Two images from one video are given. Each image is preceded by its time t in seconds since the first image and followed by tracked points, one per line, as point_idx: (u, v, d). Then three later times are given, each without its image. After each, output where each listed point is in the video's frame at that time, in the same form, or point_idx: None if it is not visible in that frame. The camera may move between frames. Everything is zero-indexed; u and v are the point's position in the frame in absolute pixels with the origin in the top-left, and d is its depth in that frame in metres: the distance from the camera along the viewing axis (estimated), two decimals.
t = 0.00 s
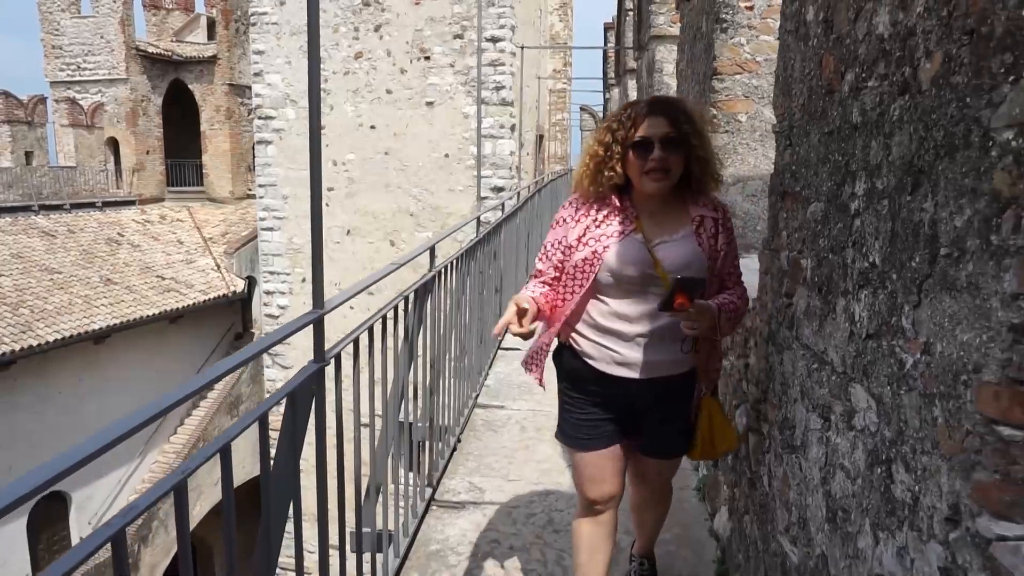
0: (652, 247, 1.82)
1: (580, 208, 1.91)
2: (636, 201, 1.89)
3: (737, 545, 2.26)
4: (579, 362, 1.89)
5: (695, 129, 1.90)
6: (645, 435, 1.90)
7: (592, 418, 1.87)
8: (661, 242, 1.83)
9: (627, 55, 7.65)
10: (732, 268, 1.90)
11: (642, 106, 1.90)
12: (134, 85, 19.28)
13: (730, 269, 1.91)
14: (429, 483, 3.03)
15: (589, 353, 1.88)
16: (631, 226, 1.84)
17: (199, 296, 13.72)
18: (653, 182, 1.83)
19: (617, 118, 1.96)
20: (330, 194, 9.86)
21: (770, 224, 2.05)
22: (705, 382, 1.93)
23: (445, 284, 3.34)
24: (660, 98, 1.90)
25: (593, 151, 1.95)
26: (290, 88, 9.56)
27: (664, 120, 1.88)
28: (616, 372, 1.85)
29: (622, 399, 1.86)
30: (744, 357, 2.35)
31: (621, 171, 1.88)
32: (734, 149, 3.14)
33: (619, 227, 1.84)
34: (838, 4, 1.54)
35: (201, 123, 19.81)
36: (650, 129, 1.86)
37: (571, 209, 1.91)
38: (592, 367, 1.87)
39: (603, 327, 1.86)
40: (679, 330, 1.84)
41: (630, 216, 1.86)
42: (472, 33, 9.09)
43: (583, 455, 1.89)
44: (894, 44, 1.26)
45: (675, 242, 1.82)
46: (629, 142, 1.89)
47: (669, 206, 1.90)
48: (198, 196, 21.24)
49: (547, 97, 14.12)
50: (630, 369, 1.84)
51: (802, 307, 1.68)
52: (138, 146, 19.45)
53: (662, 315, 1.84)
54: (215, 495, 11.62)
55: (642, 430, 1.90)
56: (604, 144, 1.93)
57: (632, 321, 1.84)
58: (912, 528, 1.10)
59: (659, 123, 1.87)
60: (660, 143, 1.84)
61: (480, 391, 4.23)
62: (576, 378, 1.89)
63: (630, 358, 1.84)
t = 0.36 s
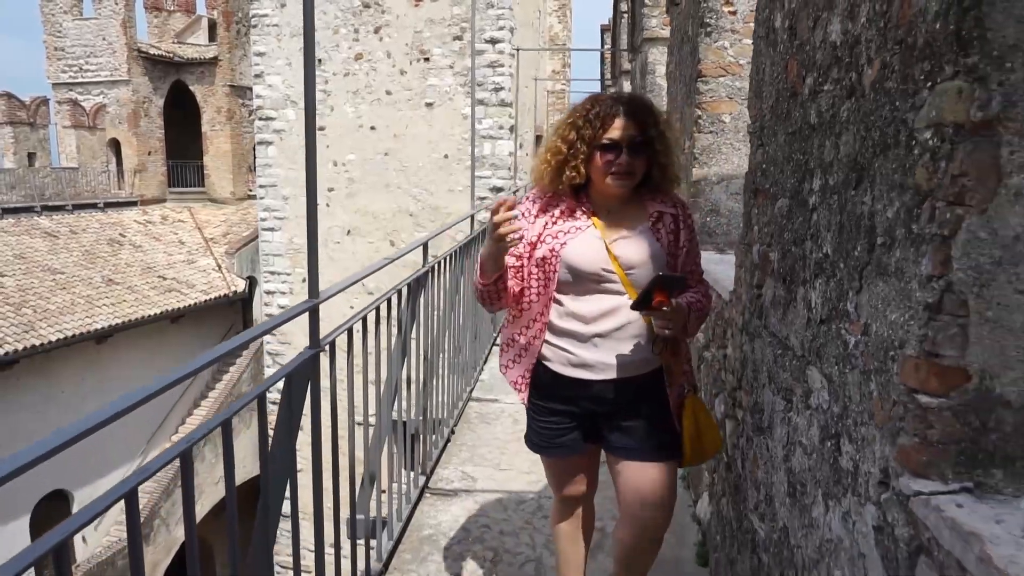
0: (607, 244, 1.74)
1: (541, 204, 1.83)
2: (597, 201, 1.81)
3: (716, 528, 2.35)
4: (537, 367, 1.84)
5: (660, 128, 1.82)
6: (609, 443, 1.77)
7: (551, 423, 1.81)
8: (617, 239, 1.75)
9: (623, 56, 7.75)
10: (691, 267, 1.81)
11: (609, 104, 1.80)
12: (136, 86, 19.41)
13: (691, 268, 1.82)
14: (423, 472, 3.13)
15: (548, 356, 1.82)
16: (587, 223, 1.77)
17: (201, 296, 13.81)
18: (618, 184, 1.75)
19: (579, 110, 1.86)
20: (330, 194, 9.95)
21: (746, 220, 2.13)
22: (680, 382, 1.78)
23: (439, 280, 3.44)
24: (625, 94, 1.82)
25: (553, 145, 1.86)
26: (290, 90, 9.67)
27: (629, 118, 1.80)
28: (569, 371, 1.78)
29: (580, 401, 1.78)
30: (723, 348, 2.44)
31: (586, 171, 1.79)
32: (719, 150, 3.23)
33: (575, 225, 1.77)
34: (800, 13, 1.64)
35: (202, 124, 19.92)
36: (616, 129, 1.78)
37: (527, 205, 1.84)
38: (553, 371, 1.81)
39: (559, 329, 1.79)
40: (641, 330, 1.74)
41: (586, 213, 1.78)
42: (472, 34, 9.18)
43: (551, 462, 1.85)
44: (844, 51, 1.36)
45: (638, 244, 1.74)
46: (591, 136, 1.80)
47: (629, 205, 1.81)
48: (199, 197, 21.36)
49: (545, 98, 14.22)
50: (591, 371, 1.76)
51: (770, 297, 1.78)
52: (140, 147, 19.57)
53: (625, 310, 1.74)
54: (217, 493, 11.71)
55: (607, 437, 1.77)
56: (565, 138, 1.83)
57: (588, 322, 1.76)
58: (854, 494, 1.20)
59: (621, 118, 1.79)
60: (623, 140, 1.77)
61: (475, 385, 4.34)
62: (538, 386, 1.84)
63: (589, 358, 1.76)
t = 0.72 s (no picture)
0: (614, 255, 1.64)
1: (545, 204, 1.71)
2: (599, 212, 1.73)
3: (695, 514, 2.44)
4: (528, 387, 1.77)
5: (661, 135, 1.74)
6: (592, 469, 1.73)
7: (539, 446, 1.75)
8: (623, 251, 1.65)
9: (614, 58, 7.85)
10: (691, 285, 1.73)
11: (614, 107, 1.69)
12: (130, 87, 19.42)
13: (694, 288, 1.74)
14: (414, 463, 3.21)
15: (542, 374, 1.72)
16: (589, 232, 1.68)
17: (195, 297, 13.85)
18: (624, 193, 1.66)
19: (576, 113, 1.75)
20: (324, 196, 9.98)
21: (722, 219, 2.23)
22: (673, 406, 1.73)
23: (430, 277, 3.52)
24: (628, 96, 1.73)
25: (550, 149, 1.73)
26: (284, 90, 9.72)
27: (633, 120, 1.69)
28: (563, 396, 1.70)
29: (565, 426, 1.72)
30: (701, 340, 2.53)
31: (591, 177, 1.68)
32: (700, 150, 3.35)
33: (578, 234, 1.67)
34: (767, 20, 1.73)
35: (196, 125, 19.94)
36: (622, 134, 1.67)
37: (527, 206, 1.71)
38: (541, 392, 1.74)
39: (560, 347, 1.68)
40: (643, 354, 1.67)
41: (587, 222, 1.69)
42: (465, 36, 9.26)
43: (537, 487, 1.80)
44: (802, 59, 1.45)
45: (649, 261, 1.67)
46: (597, 139, 1.68)
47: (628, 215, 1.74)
48: (193, 197, 21.38)
49: (539, 100, 14.31)
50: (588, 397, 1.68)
51: (741, 291, 1.87)
52: (134, 148, 19.60)
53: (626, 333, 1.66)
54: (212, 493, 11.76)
55: (590, 463, 1.73)
56: (564, 142, 1.71)
57: (590, 340, 1.65)
58: (808, 470, 1.29)
59: (629, 122, 1.68)
60: (630, 145, 1.67)
61: (465, 380, 4.43)
62: (527, 404, 1.78)
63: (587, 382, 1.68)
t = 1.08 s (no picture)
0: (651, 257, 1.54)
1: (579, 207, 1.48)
2: (620, 207, 1.58)
3: (677, 505, 2.50)
4: (563, 407, 1.54)
5: (687, 129, 1.59)
6: (628, 478, 1.62)
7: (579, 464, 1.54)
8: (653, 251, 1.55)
9: (594, 60, 7.94)
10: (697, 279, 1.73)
11: (631, 95, 1.56)
12: (107, 85, 19.17)
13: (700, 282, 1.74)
14: (399, 460, 3.24)
15: (593, 391, 1.52)
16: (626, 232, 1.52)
17: (173, 297, 13.73)
18: (642, 185, 1.52)
19: (591, 106, 1.61)
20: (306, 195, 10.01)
21: (701, 218, 2.30)
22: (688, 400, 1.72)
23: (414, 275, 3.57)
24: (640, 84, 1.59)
25: (566, 141, 1.57)
26: (264, 90, 9.66)
27: (652, 109, 1.55)
28: (620, 407, 1.53)
29: (605, 439, 1.55)
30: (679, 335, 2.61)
31: (610, 168, 1.53)
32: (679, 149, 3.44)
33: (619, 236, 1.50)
34: (744, 26, 1.80)
35: (174, 124, 19.73)
36: (639, 123, 1.54)
37: (562, 207, 1.47)
38: (582, 407, 1.53)
39: (617, 359, 1.53)
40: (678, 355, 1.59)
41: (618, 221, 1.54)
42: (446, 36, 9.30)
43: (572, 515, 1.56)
44: (777, 64, 1.52)
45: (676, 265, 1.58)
46: (614, 129, 1.54)
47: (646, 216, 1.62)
48: (171, 197, 21.17)
49: (519, 100, 14.38)
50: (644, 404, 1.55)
51: (721, 287, 1.94)
52: (110, 147, 19.38)
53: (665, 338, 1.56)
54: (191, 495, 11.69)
55: (627, 474, 1.62)
56: (580, 130, 1.57)
57: (649, 348, 1.55)
58: (785, 455, 1.35)
59: (651, 110, 1.55)
60: (650, 136, 1.54)
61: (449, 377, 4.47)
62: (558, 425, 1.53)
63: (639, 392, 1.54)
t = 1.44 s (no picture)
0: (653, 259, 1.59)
1: (601, 227, 1.43)
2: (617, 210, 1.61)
3: (660, 499, 2.57)
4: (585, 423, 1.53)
5: (675, 128, 1.64)
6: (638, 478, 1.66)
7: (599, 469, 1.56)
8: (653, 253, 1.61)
9: (573, 63, 8.01)
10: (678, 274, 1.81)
11: (617, 100, 1.61)
12: (77, 82, 18.81)
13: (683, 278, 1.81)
14: (386, 458, 3.27)
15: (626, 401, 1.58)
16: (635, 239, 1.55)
17: (147, 298, 13.54)
18: (637, 187, 1.57)
19: (579, 113, 1.66)
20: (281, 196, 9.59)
21: (683, 220, 2.37)
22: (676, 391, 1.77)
23: (399, 275, 3.60)
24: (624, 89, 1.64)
25: (554, 151, 1.63)
26: (239, 88, 9.42)
27: (640, 111, 1.61)
28: (642, 410, 1.59)
29: (618, 445, 1.58)
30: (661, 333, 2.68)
31: (602, 173, 1.57)
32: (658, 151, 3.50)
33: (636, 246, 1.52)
34: (727, 36, 1.87)
35: (146, 122, 19.45)
36: (628, 126, 1.58)
37: (594, 223, 1.43)
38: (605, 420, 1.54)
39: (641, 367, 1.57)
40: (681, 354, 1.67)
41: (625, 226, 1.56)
42: (424, 36, 9.29)
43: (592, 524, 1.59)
44: (759, 73, 1.59)
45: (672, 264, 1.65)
46: (604, 133, 1.59)
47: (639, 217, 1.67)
48: (143, 196, 20.84)
49: (497, 101, 14.41)
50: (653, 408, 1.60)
51: (703, 287, 2.01)
52: (81, 145, 19.02)
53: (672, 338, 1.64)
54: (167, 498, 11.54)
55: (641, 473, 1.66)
56: (568, 137, 1.62)
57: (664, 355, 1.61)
58: (769, 447, 1.41)
59: (641, 113, 1.60)
60: (640, 137, 1.59)
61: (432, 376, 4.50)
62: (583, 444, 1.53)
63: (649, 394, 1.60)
